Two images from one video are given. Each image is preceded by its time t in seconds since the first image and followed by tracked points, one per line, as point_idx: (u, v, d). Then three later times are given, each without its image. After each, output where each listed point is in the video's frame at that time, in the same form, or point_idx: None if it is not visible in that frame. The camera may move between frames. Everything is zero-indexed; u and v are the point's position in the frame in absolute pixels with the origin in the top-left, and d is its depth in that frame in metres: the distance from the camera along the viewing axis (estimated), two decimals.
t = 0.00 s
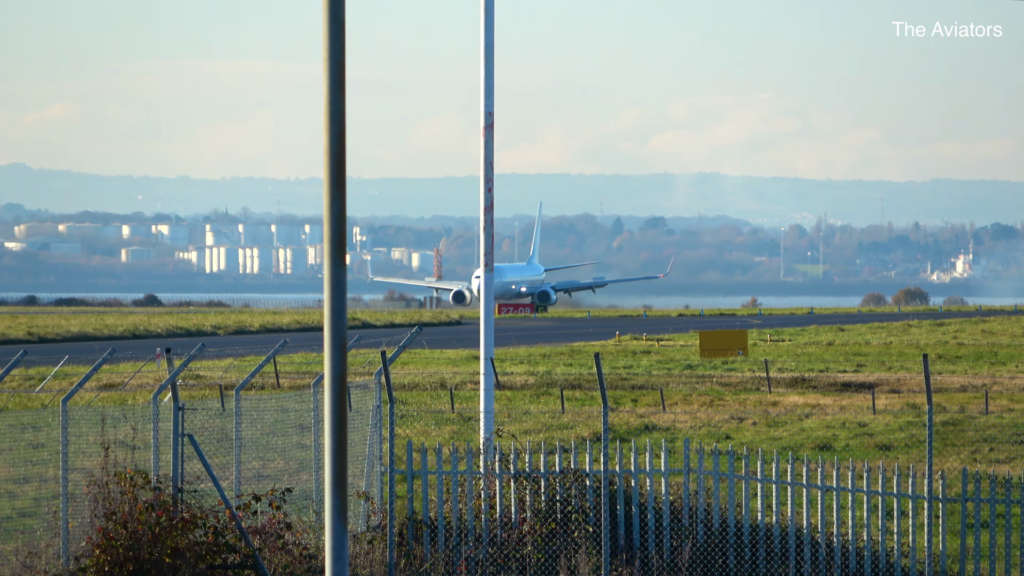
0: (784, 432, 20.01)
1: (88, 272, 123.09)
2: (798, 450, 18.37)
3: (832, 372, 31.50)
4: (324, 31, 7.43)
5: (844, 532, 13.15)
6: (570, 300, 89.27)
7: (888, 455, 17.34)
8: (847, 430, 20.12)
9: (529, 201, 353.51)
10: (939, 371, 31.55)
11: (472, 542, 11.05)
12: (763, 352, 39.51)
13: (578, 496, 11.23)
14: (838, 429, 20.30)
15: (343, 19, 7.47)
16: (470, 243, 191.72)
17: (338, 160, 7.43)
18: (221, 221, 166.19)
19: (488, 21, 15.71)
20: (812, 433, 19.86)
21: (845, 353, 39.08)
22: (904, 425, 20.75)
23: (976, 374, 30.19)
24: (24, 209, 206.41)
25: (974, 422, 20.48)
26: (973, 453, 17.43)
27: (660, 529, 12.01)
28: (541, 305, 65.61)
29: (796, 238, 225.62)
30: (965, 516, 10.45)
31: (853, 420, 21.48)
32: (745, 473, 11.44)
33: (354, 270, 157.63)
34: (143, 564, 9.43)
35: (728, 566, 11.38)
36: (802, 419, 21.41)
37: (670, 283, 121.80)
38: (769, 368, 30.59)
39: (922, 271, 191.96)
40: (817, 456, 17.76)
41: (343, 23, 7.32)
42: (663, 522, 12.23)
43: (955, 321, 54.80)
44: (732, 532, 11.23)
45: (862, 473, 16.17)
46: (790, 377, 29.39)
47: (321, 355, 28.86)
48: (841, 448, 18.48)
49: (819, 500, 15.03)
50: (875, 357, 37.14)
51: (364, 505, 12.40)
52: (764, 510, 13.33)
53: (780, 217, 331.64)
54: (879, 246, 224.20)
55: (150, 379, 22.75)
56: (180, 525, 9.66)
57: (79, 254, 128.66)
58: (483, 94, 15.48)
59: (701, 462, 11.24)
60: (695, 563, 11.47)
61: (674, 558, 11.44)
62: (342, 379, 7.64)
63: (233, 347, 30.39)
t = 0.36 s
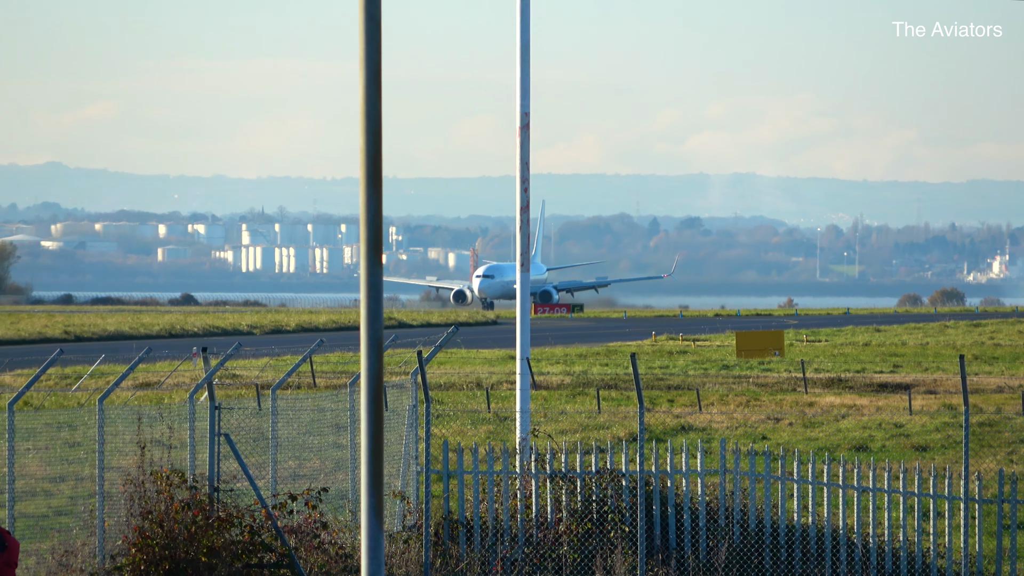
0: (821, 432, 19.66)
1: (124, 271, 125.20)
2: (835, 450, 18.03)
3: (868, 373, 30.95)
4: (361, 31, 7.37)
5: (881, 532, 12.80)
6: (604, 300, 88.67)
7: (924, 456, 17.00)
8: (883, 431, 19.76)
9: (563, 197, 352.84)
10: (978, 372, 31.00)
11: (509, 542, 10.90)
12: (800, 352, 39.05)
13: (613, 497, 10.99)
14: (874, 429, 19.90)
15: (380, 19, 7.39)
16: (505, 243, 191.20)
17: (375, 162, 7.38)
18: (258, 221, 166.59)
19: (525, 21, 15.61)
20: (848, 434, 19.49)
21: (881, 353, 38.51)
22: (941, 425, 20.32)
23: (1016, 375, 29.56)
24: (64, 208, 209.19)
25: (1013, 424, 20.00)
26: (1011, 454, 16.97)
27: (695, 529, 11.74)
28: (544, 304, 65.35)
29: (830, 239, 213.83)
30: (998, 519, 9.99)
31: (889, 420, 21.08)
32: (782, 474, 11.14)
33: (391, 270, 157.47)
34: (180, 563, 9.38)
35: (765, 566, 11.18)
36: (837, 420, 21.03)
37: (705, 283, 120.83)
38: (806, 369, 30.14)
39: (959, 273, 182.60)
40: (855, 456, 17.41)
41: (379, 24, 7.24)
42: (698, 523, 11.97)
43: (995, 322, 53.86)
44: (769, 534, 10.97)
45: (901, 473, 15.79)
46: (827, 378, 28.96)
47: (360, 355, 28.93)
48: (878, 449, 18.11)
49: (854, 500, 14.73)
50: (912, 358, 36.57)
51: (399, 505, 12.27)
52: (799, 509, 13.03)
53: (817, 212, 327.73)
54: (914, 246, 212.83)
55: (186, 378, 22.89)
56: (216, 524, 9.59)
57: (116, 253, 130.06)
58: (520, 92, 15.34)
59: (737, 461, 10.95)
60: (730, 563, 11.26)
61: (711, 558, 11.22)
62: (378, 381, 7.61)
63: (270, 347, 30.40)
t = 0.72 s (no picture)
0: (858, 434, 19.19)
1: (160, 270, 125.44)
2: (872, 451, 17.61)
3: (908, 374, 30.25)
4: (398, 28, 7.22)
5: (918, 532, 12.44)
6: (638, 300, 87.99)
7: (964, 458, 16.55)
8: (921, 432, 19.27)
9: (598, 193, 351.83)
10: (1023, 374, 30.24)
11: (546, 542, 10.68)
12: (838, 353, 38.47)
13: (650, 497, 10.74)
14: (912, 431, 19.38)
15: (418, 15, 7.23)
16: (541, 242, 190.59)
17: (411, 161, 7.22)
18: (296, 220, 167.66)
19: (564, 20, 15.36)
20: (885, 435, 19.03)
21: (920, 354, 37.73)
22: (979, 427, 19.78)
23: None
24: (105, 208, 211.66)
25: None
26: None
27: (733, 529, 11.43)
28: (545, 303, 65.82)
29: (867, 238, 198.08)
30: None
31: (926, 422, 20.54)
32: (819, 474, 10.86)
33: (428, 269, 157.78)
34: (216, 562, 9.29)
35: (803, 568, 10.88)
36: (874, 421, 20.56)
37: (742, 283, 119.60)
38: (843, 370, 29.56)
39: (999, 274, 169.45)
40: (894, 458, 16.97)
41: (417, 20, 7.08)
42: (734, 522, 11.69)
43: None
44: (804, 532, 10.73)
45: (944, 476, 15.33)
46: (865, 379, 28.33)
47: (397, 355, 28.98)
48: (916, 450, 17.69)
49: (896, 501, 14.31)
50: (951, 359, 35.77)
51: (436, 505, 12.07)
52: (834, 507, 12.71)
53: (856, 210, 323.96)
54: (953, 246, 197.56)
55: (222, 376, 23.03)
56: (253, 523, 9.45)
57: (153, 252, 130.65)
58: (558, 92, 15.13)
59: (774, 460, 10.67)
60: (767, 563, 11.00)
61: (749, 559, 10.93)
62: (415, 380, 7.42)
63: (308, 347, 30.57)
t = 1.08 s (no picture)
0: (895, 436, 18.75)
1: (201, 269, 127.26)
2: (910, 454, 17.26)
3: (947, 377, 29.60)
4: (438, 30, 7.16)
5: (959, 535, 12.20)
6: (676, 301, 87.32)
7: (1005, 460, 16.17)
8: (958, 434, 18.86)
9: (636, 192, 349.97)
10: None
11: (583, 543, 10.59)
12: (876, 355, 37.88)
13: (687, 498, 10.61)
14: (950, 434, 18.91)
15: (457, 18, 7.17)
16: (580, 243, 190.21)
17: (449, 163, 7.19)
18: (335, 220, 168.97)
19: (602, 21, 15.24)
20: (923, 437, 18.65)
21: (958, 356, 36.99)
22: (1020, 430, 19.28)
23: None
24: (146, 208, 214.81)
25: None
26: None
27: (770, 531, 11.28)
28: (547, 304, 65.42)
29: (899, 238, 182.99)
30: None
31: (964, 423, 20.07)
32: (856, 477, 10.66)
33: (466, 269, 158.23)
34: (253, 562, 9.29)
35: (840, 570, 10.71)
36: (912, 423, 20.17)
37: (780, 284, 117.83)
38: (881, 372, 29.04)
39: None
40: (932, 460, 16.64)
41: (456, 23, 7.02)
42: (770, 523, 11.52)
43: None
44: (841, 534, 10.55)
45: (987, 479, 14.97)
46: (903, 381, 27.76)
47: (435, 355, 29.18)
48: (953, 452, 17.34)
49: (936, 503, 14.00)
50: (991, 362, 34.97)
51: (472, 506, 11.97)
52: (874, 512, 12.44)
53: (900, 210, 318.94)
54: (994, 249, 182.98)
55: (261, 377, 23.25)
56: (290, 523, 9.44)
57: (192, 252, 135.03)
58: (596, 93, 15.00)
59: (810, 461, 10.52)
60: (803, 564, 10.81)
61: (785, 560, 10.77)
62: (452, 381, 7.37)
63: (345, 347, 30.86)
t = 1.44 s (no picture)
0: (932, 437, 18.33)
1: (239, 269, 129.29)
2: (949, 455, 16.86)
3: (986, 378, 28.95)
4: (477, 31, 7.07)
5: (1002, 537, 11.87)
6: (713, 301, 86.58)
7: None
8: (997, 435, 18.43)
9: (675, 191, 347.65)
10: None
11: (620, 543, 10.44)
12: (913, 355, 37.26)
13: (726, 498, 10.42)
14: (989, 435, 18.46)
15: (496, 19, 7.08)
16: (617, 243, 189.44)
17: (488, 164, 7.06)
18: (373, 220, 169.75)
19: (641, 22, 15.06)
20: (962, 438, 18.24)
21: (997, 357, 36.27)
22: None
23: None
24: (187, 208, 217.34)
25: None
26: None
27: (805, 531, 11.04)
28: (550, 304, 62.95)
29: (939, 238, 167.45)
30: None
31: (1003, 424, 19.60)
32: (894, 478, 10.41)
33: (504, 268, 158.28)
34: (291, 562, 9.24)
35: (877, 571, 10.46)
36: (951, 424, 19.71)
37: (819, 284, 116.42)
38: (918, 372, 28.50)
39: None
40: (971, 461, 16.27)
41: (495, 23, 6.91)
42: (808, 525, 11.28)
43: None
44: (880, 535, 10.32)
45: None
46: (941, 382, 27.19)
47: (472, 355, 29.20)
48: (991, 453, 16.94)
49: (977, 505, 13.65)
50: None
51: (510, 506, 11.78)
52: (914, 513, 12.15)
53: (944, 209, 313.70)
54: None
55: (299, 377, 23.32)
56: (328, 523, 9.38)
57: (229, 252, 137.76)
58: (635, 94, 14.82)
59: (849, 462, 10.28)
60: (841, 564, 10.56)
61: (822, 560, 10.54)
62: (491, 382, 7.26)
63: (383, 346, 30.95)
